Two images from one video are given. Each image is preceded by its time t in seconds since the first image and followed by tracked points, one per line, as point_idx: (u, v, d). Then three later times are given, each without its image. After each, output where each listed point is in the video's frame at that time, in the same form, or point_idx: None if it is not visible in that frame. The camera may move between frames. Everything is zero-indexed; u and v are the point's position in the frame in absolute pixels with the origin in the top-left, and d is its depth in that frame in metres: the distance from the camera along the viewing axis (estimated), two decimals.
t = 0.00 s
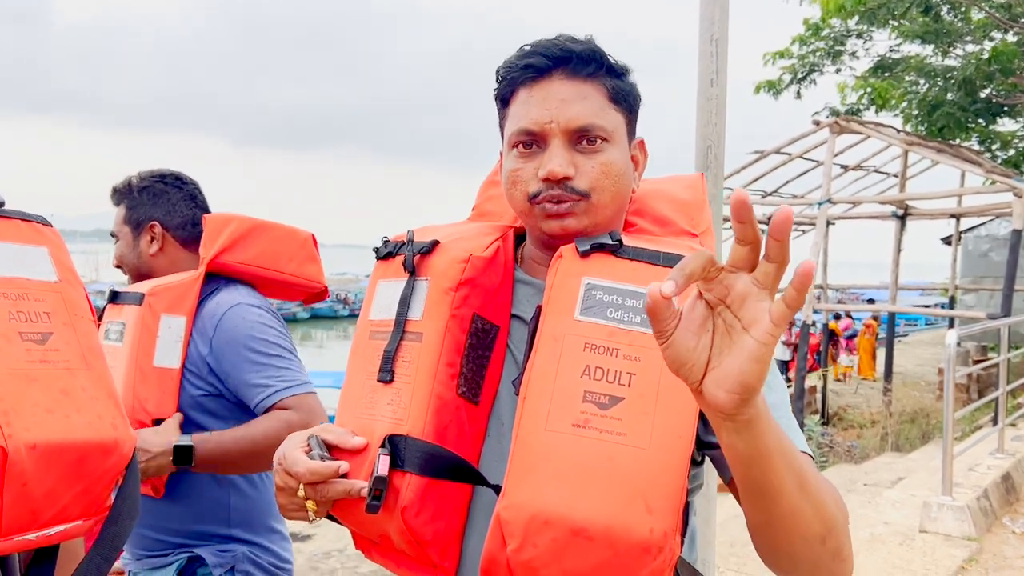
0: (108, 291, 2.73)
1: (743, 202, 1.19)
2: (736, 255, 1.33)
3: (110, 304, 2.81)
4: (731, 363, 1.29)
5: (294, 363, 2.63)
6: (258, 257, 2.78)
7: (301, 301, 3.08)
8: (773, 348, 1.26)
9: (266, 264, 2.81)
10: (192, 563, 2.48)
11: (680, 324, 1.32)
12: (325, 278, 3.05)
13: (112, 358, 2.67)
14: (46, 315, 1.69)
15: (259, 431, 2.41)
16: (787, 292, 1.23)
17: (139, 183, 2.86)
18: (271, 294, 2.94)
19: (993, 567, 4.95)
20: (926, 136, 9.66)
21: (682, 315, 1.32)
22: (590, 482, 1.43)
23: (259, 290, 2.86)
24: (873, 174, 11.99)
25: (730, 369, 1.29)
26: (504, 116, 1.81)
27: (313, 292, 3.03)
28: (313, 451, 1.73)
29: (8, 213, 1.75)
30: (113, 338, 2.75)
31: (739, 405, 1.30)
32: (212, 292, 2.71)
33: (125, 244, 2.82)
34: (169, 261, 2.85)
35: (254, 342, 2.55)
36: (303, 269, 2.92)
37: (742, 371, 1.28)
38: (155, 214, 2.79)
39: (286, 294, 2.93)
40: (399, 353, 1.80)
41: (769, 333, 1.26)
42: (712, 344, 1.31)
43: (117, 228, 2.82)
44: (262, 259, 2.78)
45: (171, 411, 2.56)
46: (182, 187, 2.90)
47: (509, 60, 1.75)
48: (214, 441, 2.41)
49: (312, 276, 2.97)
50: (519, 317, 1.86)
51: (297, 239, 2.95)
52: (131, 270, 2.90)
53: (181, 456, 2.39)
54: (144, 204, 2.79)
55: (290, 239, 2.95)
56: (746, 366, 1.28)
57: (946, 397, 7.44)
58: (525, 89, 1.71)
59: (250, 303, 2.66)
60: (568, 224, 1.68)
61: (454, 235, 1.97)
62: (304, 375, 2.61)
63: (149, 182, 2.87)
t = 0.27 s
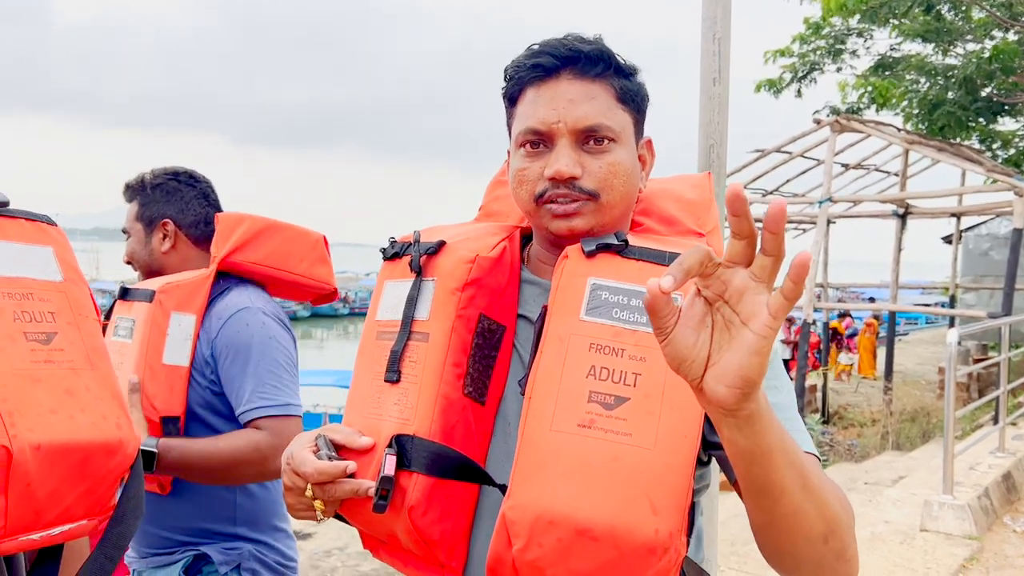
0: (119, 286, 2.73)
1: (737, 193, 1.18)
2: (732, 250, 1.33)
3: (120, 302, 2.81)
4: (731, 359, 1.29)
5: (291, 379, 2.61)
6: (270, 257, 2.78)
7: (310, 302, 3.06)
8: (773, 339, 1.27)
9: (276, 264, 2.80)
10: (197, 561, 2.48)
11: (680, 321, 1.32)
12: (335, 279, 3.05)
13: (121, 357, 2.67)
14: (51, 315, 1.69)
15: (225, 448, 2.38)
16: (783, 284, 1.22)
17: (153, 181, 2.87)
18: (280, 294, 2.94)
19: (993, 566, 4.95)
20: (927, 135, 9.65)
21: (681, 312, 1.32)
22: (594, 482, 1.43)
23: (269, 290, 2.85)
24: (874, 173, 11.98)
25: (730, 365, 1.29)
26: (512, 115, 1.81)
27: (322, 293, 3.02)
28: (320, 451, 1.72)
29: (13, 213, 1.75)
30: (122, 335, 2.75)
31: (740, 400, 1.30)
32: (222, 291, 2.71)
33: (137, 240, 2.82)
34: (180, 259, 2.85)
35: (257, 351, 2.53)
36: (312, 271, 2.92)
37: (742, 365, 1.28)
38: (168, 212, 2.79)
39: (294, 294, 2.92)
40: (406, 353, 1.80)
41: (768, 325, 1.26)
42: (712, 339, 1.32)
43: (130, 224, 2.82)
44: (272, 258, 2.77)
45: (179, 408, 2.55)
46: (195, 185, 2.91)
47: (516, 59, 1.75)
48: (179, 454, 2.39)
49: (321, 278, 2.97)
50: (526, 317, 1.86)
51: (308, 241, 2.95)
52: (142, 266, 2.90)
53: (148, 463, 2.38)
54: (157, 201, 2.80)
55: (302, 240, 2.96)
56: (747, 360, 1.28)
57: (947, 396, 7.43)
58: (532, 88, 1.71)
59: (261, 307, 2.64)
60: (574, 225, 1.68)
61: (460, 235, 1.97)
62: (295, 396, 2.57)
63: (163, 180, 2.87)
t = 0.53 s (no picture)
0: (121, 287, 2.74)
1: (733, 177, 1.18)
2: (729, 234, 1.33)
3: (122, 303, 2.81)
4: (726, 340, 1.29)
5: (291, 385, 2.60)
6: (271, 257, 2.78)
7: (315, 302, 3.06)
8: (767, 320, 1.25)
9: (278, 264, 2.80)
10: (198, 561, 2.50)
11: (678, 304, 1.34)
12: (338, 279, 3.04)
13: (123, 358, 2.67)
14: (55, 314, 1.69)
15: (216, 454, 2.41)
16: (776, 264, 1.21)
17: (155, 181, 2.87)
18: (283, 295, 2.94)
19: (994, 565, 4.96)
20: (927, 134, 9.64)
21: (680, 295, 1.34)
22: (598, 480, 1.43)
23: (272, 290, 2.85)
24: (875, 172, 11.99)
25: (725, 346, 1.29)
26: (514, 120, 1.82)
27: (326, 293, 3.01)
28: (327, 449, 1.73)
29: (17, 214, 1.75)
30: (125, 337, 2.75)
31: (735, 382, 1.29)
32: (224, 293, 2.71)
33: (138, 241, 2.83)
34: (183, 260, 2.85)
35: (256, 355, 2.52)
36: (315, 271, 2.92)
37: (736, 347, 1.27)
38: (170, 212, 2.79)
39: (296, 294, 2.92)
40: (411, 354, 1.80)
41: (762, 307, 1.24)
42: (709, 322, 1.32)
43: (132, 225, 2.83)
44: (274, 259, 2.77)
45: (182, 411, 2.56)
46: (197, 185, 2.91)
47: (516, 66, 1.76)
48: (170, 461, 2.42)
49: (324, 278, 2.96)
50: (531, 317, 1.86)
51: (310, 241, 2.95)
52: (144, 267, 2.90)
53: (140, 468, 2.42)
54: (159, 202, 2.80)
55: (305, 240, 2.96)
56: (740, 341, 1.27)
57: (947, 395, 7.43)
58: (532, 94, 1.72)
59: (263, 309, 2.64)
60: (578, 229, 1.69)
61: (466, 235, 1.98)
62: (293, 403, 2.56)
63: (165, 180, 2.88)
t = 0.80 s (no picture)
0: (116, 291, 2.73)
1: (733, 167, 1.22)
2: (727, 224, 1.35)
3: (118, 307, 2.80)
4: (729, 328, 1.29)
5: (281, 389, 2.58)
6: (266, 256, 2.77)
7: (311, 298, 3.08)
8: (770, 307, 1.26)
9: (273, 262, 2.80)
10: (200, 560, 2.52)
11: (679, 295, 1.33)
12: (334, 275, 3.05)
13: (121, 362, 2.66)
14: (54, 312, 1.69)
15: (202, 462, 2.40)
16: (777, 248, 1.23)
17: (147, 184, 2.86)
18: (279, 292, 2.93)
19: (994, 564, 4.95)
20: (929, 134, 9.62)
21: (682, 287, 1.33)
22: (597, 476, 1.43)
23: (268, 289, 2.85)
24: (876, 171, 11.98)
25: (728, 334, 1.29)
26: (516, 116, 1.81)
27: (322, 289, 3.03)
28: (328, 446, 1.75)
29: (18, 212, 1.75)
30: (121, 341, 2.74)
31: (739, 369, 1.29)
32: (219, 294, 2.71)
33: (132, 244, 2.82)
34: (177, 261, 2.85)
35: (248, 357, 2.53)
36: (310, 268, 2.92)
37: (741, 335, 1.28)
38: (162, 214, 2.79)
39: (292, 291, 2.92)
40: (412, 352, 1.80)
41: (764, 293, 1.26)
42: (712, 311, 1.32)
43: (125, 228, 2.82)
44: (269, 257, 2.76)
45: (182, 414, 2.57)
46: (189, 186, 2.91)
47: (520, 62, 1.76)
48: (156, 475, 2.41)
49: (319, 275, 2.97)
50: (531, 315, 1.86)
51: (304, 238, 2.95)
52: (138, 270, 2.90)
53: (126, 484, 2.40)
54: (151, 204, 2.80)
55: (298, 236, 2.97)
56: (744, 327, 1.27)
57: (948, 394, 7.43)
58: (536, 90, 1.71)
59: (256, 310, 2.63)
60: (579, 224, 1.68)
61: (468, 234, 1.98)
62: (282, 407, 2.54)
63: (156, 183, 2.87)
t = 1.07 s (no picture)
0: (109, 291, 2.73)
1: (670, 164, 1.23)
2: (680, 221, 1.34)
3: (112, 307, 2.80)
4: (696, 320, 1.29)
5: (282, 382, 2.59)
6: (259, 251, 2.77)
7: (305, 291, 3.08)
8: (732, 293, 1.25)
9: (266, 258, 2.79)
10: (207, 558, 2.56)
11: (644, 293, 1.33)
12: (327, 268, 3.06)
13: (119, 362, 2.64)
14: (53, 309, 1.69)
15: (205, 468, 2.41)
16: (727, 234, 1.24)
17: (136, 184, 2.86)
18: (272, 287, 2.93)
19: (995, 563, 4.94)
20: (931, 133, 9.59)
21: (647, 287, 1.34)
22: (596, 471, 1.43)
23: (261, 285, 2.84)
24: (878, 170, 11.96)
25: (696, 325, 1.29)
26: (514, 117, 1.80)
27: (316, 282, 3.03)
28: (330, 438, 1.74)
29: (16, 208, 1.75)
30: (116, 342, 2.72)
31: (711, 359, 1.28)
32: (213, 291, 2.71)
33: (123, 245, 2.82)
34: (169, 261, 2.85)
35: (245, 354, 2.53)
36: (303, 261, 2.92)
37: (707, 324, 1.27)
38: (153, 214, 2.79)
39: (286, 285, 2.92)
40: (412, 346, 1.80)
41: (724, 281, 1.26)
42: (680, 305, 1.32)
43: (115, 229, 2.82)
44: (260, 252, 2.76)
45: (183, 412, 2.57)
46: (180, 185, 2.91)
47: (517, 63, 1.74)
48: (158, 488, 2.42)
49: (313, 267, 2.97)
50: (530, 312, 1.85)
51: (294, 231, 2.94)
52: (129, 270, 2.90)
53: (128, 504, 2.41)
54: (142, 204, 2.79)
55: (290, 230, 2.96)
56: (709, 314, 1.27)
57: (950, 393, 7.41)
58: (536, 91, 1.70)
59: (250, 305, 2.63)
60: (585, 225, 1.69)
61: (468, 229, 1.98)
62: (282, 401, 2.55)
63: (147, 183, 2.86)
